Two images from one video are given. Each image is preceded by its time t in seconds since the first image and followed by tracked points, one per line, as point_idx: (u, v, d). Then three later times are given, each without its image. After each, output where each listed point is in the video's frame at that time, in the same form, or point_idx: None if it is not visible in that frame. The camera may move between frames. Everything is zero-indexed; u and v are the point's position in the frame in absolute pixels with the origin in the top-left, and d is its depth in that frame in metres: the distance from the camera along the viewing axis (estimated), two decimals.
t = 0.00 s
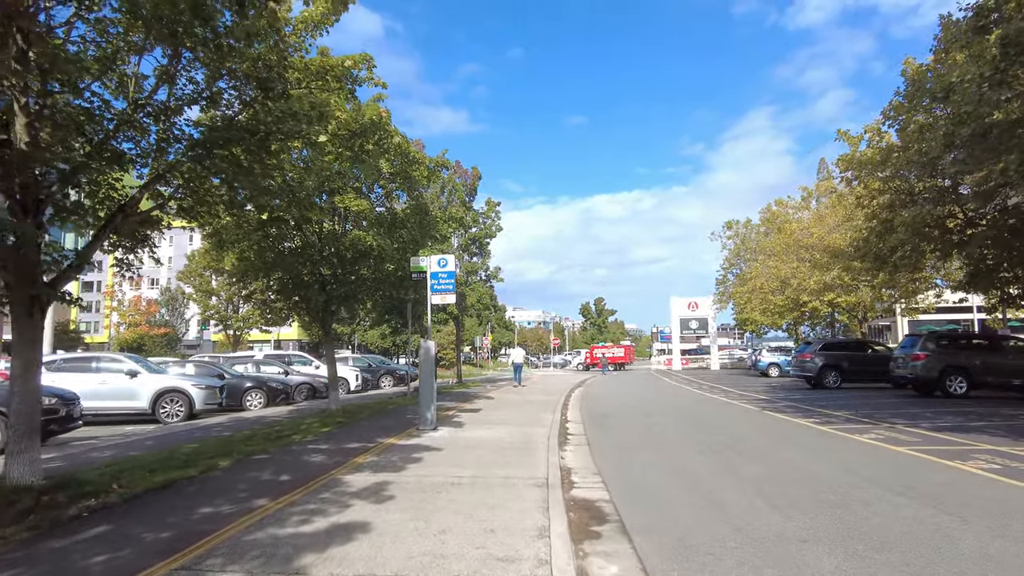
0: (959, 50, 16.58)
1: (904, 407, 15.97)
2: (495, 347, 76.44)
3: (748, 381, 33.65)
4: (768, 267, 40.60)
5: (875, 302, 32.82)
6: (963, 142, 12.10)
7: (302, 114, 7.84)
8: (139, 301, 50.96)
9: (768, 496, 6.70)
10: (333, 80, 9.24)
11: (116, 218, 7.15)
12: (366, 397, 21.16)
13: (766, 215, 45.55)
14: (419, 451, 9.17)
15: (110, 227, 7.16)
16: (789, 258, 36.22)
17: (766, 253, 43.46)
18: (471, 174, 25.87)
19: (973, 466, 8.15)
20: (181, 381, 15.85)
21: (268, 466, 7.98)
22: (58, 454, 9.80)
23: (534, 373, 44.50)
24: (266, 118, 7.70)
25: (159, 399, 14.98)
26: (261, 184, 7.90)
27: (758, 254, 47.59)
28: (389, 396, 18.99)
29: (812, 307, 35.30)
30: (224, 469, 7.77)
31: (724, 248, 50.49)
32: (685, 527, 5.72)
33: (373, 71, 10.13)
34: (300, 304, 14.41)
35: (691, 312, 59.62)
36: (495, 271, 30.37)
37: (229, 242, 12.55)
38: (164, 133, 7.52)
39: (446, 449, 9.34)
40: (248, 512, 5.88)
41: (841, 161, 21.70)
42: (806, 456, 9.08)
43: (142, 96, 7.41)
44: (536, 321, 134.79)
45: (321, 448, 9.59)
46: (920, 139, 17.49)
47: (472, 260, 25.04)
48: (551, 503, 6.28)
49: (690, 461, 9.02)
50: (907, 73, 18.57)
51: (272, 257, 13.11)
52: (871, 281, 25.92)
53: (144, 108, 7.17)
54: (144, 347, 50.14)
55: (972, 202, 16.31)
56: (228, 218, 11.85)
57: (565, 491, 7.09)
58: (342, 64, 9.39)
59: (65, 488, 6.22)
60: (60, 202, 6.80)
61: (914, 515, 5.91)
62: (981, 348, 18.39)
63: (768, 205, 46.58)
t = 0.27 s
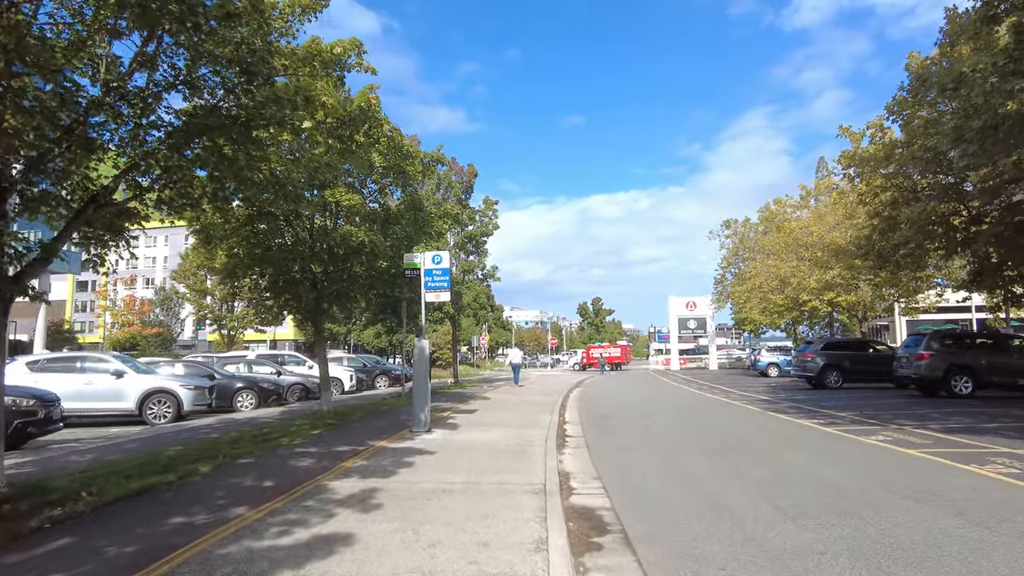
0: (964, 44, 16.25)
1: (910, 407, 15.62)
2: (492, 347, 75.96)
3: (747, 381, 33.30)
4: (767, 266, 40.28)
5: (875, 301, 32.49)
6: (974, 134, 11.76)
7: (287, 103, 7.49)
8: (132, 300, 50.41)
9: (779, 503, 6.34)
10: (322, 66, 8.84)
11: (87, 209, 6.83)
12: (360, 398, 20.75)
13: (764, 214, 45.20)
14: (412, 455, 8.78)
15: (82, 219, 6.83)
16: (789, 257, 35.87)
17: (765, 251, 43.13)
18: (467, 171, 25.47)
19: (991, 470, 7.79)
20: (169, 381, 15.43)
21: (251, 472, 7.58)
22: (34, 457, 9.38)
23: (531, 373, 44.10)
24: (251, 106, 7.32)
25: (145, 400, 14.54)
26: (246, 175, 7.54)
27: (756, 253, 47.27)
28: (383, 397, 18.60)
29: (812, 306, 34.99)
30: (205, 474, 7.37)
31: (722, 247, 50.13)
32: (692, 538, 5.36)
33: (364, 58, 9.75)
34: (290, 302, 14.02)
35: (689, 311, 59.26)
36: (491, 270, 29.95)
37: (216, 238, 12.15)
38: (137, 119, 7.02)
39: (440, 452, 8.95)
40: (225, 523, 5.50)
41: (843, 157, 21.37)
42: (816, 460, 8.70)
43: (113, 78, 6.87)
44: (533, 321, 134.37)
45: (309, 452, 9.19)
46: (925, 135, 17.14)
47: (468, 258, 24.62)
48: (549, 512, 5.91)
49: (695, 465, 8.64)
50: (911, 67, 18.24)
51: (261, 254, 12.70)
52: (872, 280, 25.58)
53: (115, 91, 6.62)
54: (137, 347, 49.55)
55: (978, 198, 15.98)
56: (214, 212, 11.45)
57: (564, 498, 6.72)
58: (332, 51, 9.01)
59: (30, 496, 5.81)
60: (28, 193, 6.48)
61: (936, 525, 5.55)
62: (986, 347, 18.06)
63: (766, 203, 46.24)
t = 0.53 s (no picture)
0: (972, 37, 15.90)
1: (917, 408, 15.26)
2: (490, 347, 75.54)
3: (747, 382, 32.97)
4: (767, 265, 39.96)
5: (877, 301, 32.15)
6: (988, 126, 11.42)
7: (277, 91, 7.16)
8: (126, 300, 49.90)
9: (796, 514, 5.96)
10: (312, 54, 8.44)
11: (57, 201, 6.34)
12: (354, 399, 20.34)
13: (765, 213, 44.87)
14: (406, 460, 8.40)
15: (51, 211, 6.36)
16: (790, 256, 35.52)
17: (765, 251, 42.79)
18: (464, 168, 25.09)
19: (1014, 476, 7.42)
20: (157, 383, 15.02)
21: (234, 479, 7.18)
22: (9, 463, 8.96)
23: (529, 373, 43.70)
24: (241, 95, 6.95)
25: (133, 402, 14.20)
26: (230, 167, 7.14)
27: (756, 253, 46.93)
28: (378, 398, 18.20)
29: (813, 306, 34.64)
30: (185, 482, 6.97)
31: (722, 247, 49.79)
32: (706, 552, 4.99)
33: (357, 46, 9.35)
34: (282, 301, 13.62)
35: (688, 311, 58.87)
36: (489, 269, 29.56)
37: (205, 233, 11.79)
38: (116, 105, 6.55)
39: (434, 458, 8.56)
40: (201, 537, 5.11)
41: (847, 154, 21.00)
42: (829, 466, 8.33)
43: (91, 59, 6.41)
44: (531, 321, 134.05)
45: (298, 457, 8.80)
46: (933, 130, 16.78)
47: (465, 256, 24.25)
48: (550, 524, 5.53)
49: (701, 472, 8.25)
50: (917, 61, 17.87)
51: (251, 250, 12.32)
52: (875, 279, 25.25)
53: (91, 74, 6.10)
54: (132, 347, 49.04)
55: (987, 195, 15.62)
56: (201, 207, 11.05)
57: (565, 508, 6.34)
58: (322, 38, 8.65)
59: None
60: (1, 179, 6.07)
61: (967, 537, 5.17)
62: (995, 347, 17.71)
63: (766, 202, 45.91)
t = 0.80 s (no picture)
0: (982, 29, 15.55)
1: (925, 409, 14.93)
2: (488, 347, 75.16)
3: (748, 382, 32.65)
4: (768, 264, 39.65)
5: (880, 300, 31.84)
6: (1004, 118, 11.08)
7: (265, 74, 6.91)
8: (121, 299, 49.48)
9: (814, 521, 5.61)
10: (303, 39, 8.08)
11: (29, 187, 6.15)
12: (350, 400, 19.98)
13: (766, 211, 44.55)
14: (401, 463, 8.05)
15: (21, 198, 6.15)
16: (791, 255, 35.20)
17: (766, 250, 42.47)
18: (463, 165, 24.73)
19: None
20: (147, 382, 14.65)
21: (220, 483, 6.83)
22: None
23: (528, 373, 43.35)
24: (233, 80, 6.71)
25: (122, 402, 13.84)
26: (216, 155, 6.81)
27: (757, 252, 46.61)
28: (375, 398, 17.85)
29: (814, 305, 34.33)
30: (167, 487, 6.62)
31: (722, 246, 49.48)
32: (721, 565, 4.64)
33: (350, 33, 9.00)
34: (274, 299, 13.26)
35: (688, 311, 58.54)
36: (488, 267, 29.20)
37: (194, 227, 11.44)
38: (97, 90, 6.27)
39: (430, 460, 8.21)
40: (178, 548, 4.74)
41: (852, 150, 20.66)
42: (844, 470, 7.98)
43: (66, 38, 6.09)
44: (530, 321, 133.66)
45: (288, 460, 8.44)
46: (941, 125, 16.44)
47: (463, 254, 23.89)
48: (553, 533, 5.16)
49: (708, 476, 7.90)
50: (923, 55, 17.54)
51: (242, 245, 11.95)
52: (878, 278, 24.93)
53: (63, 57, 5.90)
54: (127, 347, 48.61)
55: (997, 191, 15.29)
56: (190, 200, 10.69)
57: (568, 515, 5.99)
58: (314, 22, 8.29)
59: None
60: None
61: (1001, 548, 4.83)
62: (1004, 347, 17.37)
63: (767, 201, 45.58)
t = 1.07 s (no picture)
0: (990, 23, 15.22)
1: (932, 411, 14.60)
2: (485, 347, 74.75)
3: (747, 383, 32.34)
4: (766, 264, 39.37)
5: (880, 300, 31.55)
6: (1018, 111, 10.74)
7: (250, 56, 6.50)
8: (113, 298, 48.93)
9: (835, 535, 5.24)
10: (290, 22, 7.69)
11: None
12: (343, 401, 19.58)
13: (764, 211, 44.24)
14: (393, 470, 7.66)
15: None
16: (791, 254, 34.89)
17: (764, 249, 42.17)
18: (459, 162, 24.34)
19: None
20: (134, 384, 14.22)
21: (199, 492, 6.44)
22: None
23: (524, 373, 42.98)
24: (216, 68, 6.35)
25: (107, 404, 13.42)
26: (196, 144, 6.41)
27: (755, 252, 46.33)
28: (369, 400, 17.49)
29: (813, 305, 34.06)
30: (143, 496, 6.22)
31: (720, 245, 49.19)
32: None
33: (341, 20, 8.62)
34: (264, 297, 12.87)
35: (685, 311, 58.27)
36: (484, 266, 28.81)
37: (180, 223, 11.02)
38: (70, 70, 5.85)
39: (424, 467, 7.83)
40: (146, 567, 4.34)
41: (854, 148, 20.34)
42: (858, 480, 7.61)
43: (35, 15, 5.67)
44: (526, 321, 133.29)
45: (274, 467, 8.05)
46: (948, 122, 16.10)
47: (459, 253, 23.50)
48: (553, 550, 4.78)
49: (714, 483, 7.53)
50: (928, 51, 17.23)
51: (229, 242, 11.55)
52: (880, 277, 24.62)
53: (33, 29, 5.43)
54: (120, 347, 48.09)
55: (1005, 188, 14.96)
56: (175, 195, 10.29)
57: (569, 527, 5.61)
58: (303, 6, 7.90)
59: None
60: None
61: None
62: (1011, 347, 17.06)
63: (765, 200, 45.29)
